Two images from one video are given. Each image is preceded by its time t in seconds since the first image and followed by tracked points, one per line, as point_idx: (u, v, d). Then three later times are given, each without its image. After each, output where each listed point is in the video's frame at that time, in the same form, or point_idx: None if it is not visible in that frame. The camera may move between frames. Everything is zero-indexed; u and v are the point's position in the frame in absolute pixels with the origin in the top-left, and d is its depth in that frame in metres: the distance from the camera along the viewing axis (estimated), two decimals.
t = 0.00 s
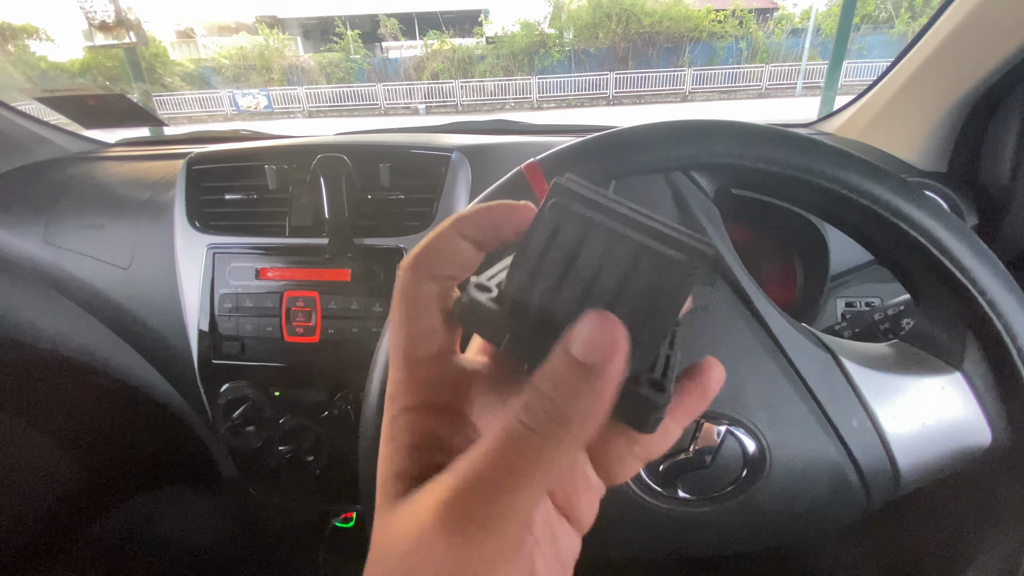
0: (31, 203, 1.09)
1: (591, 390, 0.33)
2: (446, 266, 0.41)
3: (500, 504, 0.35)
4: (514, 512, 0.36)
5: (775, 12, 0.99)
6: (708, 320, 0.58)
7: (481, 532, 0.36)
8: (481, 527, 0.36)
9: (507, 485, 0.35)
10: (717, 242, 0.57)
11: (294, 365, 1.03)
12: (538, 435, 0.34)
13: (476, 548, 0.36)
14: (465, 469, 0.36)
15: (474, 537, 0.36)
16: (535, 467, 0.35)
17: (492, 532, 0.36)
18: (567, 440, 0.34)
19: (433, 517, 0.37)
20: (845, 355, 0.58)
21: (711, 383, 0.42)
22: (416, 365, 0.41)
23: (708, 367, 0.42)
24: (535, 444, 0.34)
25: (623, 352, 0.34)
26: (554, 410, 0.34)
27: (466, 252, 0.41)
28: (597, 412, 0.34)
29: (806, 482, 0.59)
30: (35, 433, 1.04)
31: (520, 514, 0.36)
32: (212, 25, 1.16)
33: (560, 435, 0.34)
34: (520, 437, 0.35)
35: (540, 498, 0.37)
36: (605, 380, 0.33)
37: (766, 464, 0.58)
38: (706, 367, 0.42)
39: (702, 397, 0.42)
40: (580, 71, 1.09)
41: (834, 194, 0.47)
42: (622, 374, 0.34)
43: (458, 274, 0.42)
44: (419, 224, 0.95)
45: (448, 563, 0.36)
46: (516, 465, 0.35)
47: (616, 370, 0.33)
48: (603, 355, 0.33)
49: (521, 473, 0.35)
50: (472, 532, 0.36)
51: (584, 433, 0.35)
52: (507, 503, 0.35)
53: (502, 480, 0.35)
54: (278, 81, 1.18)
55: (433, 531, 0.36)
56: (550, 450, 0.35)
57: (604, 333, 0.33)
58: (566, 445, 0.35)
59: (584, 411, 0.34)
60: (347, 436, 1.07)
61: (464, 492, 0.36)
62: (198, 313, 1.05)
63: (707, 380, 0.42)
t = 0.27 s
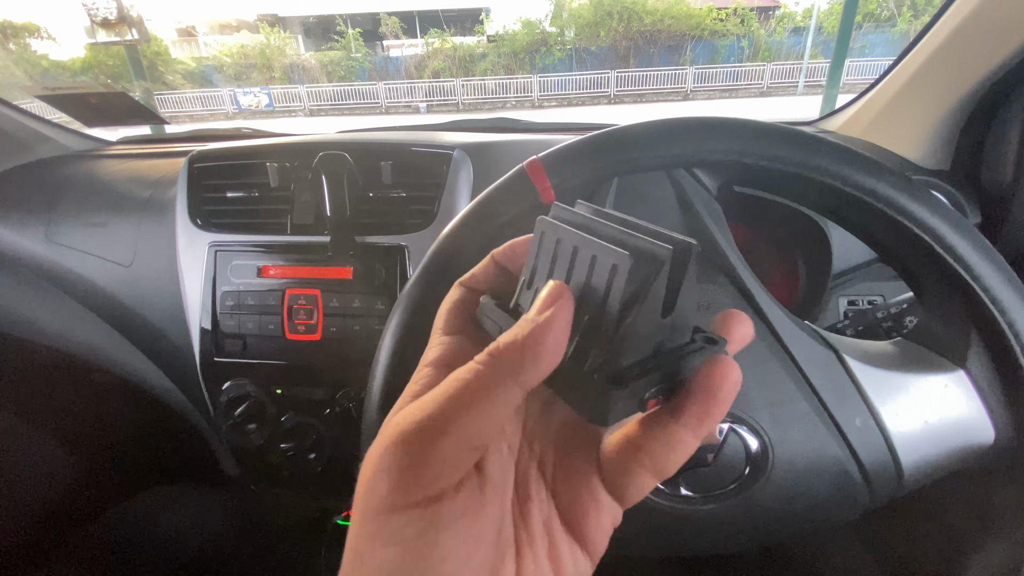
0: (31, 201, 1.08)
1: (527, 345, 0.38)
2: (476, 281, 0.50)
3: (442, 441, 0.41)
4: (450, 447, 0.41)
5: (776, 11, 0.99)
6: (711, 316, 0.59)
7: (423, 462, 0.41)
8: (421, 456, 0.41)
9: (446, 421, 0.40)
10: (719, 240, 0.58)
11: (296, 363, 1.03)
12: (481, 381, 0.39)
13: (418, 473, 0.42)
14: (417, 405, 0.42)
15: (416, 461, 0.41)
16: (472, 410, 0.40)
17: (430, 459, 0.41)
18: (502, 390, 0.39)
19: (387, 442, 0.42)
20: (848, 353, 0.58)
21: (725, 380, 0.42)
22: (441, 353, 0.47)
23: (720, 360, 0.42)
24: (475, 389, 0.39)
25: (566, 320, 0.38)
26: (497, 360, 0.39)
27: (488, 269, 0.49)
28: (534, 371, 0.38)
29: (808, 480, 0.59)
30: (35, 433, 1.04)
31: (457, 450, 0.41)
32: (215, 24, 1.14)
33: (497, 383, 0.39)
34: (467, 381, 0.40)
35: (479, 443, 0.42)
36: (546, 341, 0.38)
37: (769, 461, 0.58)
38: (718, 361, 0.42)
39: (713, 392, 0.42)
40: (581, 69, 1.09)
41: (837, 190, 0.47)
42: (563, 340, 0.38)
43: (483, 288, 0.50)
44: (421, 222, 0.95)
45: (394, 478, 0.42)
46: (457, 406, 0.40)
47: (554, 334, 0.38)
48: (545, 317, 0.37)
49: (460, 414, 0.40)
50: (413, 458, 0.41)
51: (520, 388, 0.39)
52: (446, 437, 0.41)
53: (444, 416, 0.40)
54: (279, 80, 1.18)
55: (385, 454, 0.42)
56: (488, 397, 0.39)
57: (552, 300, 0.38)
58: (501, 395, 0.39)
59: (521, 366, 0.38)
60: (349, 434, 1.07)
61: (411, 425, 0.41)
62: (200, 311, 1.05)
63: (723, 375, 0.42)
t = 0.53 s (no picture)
0: (31, 200, 1.08)
1: (521, 328, 0.38)
2: (477, 275, 0.50)
3: (436, 422, 0.41)
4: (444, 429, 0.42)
5: (776, 9, 0.99)
6: (711, 315, 0.59)
7: (417, 443, 0.42)
8: (415, 438, 0.42)
9: (440, 403, 0.41)
10: (720, 239, 0.58)
11: (295, 362, 1.03)
12: (475, 364, 0.40)
13: (413, 454, 0.42)
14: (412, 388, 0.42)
15: (410, 442, 0.42)
16: (466, 392, 0.40)
17: (425, 440, 0.42)
18: (496, 372, 0.40)
19: (383, 424, 0.43)
20: (849, 352, 0.57)
21: (714, 377, 0.39)
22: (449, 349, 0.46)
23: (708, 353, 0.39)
24: (470, 371, 0.40)
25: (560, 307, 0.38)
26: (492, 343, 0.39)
27: (488, 262, 0.49)
28: (528, 354, 0.39)
29: (809, 478, 0.59)
30: (36, 433, 1.04)
31: (452, 432, 0.42)
32: (215, 22, 1.15)
33: (492, 366, 0.40)
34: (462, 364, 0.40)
35: (472, 424, 0.42)
36: (539, 325, 0.38)
37: (769, 460, 0.58)
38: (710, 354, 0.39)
39: (701, 387, 0.39)
40: (582, 68, 1.09)
41: (838, 189, 0.47)
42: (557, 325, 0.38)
43: (486, 283, 0.50)
44: (420, 220, 0.95)
45: (389, 459, 0.43)
46: (451, 389, 0.40)
47: (548, 318, 0.38)
48: (539, 302, 0.38)
49: (454, 396, 0.40)
50: (408, 439, 0.42)
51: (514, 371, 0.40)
52: (440, 418, 0.41)
53: (435, 399, 0.41)
54: (278, 78, 1.18)
55: (380, 436, 0.43)
56: (482, 379, 0.40)
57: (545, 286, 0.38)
58: (496, 376, 0.40)
59: (514, 349, 0.39)
60: (348, 433, 1.07)
61: (405, 407, 0.42)
62: (199, 309, 1.05)
63: (713, 371, 0.39)
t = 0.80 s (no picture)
0: (29, 199, 1.08)
1: (548, 349, 0.31)
2: (497, 282, 0.50)
3: (449, 451, 0.37)
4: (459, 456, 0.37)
5: (776, 8, 0.99)
6: (710, 313, 0.59)
7: (431, 471, 0.38)
8: (427, 467, 0.37)
9: (453, 432, 0.36)
10: (718, 236, 0.58)
11: (293, 361, 1.03)
12: (491, 388, 0.34)
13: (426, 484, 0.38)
14: (414, 412, 0.36)
15: (423, 472, 0.38)
16: (483, 419, 0.35)
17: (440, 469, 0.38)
18: (518, 397, 0.33)
19: (386, 450, 0.38)
20: (847, 350, 0.58)
21: (686, 413, 0.37)
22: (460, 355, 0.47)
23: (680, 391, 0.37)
24: (486, 397, 0.34)
25: (593, 319, 0.31)
26: (511, 366, 0.32)
27: (512, 275, 0.49)
28: (558, 376, 0.32)
29: (808, 477, 0.59)
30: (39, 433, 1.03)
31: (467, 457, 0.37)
32: (213, 20, 1.14)
33: (513, 390, 0.33)
34: (474, 387, 0.34)
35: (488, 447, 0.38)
36: (571, 343, 0.31)
37: (767, 459, 0.58)
38: (680, 391, 0.37)
39: (674, 423, 0.38)
40: (580, 66, 1.08)
41: (838, 187, 0.47)
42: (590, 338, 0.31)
43: (503, 292, 0.50)
44: (419, 219, 0.95)
45: (400, 488, 0.39)
46: (465, 416, 0.35)
47: (580, 333, 0.31)
48: (571, 318, 0.30)
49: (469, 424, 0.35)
50: (420, 469, 0.38)
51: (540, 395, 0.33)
52: (454, 446, 0.36)
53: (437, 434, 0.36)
54: (278, 77, 1.18)
55: (386, 463, 0.39)
56: (500, 405, 0.34)
57: (577, 294, 0.30)
58: (516, 403, 0.34)
59: (540, 372, 0.32)
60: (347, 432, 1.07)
61: (412, 435, 0.37)
62: (197, 308, 1.05)
63: (685, 408, 0.37)
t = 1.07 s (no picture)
0: (28, 197, 1.07)
1: (569, 370, 0.31)
2: (496, 280, 0.50)
3: (456, 455, 0.36)
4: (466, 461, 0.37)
5: (776, 7, 1.00)
6: (710, 313, 0.58)
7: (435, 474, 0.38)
8: (432, 471, 0.37)
9: (461, 437, 0.35)
10: (718, 235, 0.58)
11: (292, 360, 1.03)
12: (505, 399, 0.33)
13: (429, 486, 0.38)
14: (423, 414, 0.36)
15: (427, 475, 0.37)
16: (495, 428, 0.35)
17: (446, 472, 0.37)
18: (532, 410, 0.33)
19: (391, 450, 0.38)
20: (848, 349, 0.58)
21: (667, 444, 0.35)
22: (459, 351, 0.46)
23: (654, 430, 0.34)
24: (499, 407, 0.34)
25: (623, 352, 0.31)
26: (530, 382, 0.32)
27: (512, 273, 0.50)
28: (575, 396, 0.32)
29: (809, 477, 0.59)
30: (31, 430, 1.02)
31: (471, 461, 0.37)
32: (212, 19, 1.16)
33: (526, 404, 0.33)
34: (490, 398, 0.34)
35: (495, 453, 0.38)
36: (594, 369, 0.31)
37: (767, 458, 0.58)
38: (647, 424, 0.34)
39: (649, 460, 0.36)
40: (580, 65, 1.08)
41: (838, 185, 0.47)
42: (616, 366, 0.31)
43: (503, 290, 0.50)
44: (418, 218, 0.95)
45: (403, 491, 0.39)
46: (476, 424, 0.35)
47: (609, 361, 0.30)
48: (600, 347, 0.30)
49: (478, 431, 0.35)
50: (425, 472, 0.37)
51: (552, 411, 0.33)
52: (460, 451, 0.36)
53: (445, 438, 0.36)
54: (277, 76, 1.17)
55: (390, 464, 0.38)
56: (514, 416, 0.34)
57: (610, 329, 0.30)
58: (529, 414, 0.34)
59: (561, 389, 0.32)
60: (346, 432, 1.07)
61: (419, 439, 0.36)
62: (196, 307, 1.05)
63: (666, 438, 0.35)
